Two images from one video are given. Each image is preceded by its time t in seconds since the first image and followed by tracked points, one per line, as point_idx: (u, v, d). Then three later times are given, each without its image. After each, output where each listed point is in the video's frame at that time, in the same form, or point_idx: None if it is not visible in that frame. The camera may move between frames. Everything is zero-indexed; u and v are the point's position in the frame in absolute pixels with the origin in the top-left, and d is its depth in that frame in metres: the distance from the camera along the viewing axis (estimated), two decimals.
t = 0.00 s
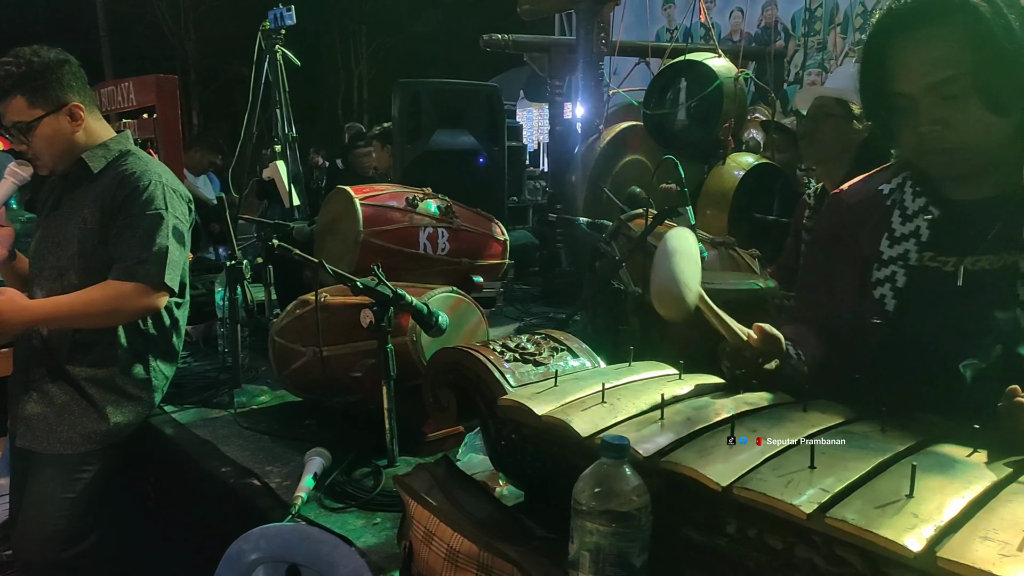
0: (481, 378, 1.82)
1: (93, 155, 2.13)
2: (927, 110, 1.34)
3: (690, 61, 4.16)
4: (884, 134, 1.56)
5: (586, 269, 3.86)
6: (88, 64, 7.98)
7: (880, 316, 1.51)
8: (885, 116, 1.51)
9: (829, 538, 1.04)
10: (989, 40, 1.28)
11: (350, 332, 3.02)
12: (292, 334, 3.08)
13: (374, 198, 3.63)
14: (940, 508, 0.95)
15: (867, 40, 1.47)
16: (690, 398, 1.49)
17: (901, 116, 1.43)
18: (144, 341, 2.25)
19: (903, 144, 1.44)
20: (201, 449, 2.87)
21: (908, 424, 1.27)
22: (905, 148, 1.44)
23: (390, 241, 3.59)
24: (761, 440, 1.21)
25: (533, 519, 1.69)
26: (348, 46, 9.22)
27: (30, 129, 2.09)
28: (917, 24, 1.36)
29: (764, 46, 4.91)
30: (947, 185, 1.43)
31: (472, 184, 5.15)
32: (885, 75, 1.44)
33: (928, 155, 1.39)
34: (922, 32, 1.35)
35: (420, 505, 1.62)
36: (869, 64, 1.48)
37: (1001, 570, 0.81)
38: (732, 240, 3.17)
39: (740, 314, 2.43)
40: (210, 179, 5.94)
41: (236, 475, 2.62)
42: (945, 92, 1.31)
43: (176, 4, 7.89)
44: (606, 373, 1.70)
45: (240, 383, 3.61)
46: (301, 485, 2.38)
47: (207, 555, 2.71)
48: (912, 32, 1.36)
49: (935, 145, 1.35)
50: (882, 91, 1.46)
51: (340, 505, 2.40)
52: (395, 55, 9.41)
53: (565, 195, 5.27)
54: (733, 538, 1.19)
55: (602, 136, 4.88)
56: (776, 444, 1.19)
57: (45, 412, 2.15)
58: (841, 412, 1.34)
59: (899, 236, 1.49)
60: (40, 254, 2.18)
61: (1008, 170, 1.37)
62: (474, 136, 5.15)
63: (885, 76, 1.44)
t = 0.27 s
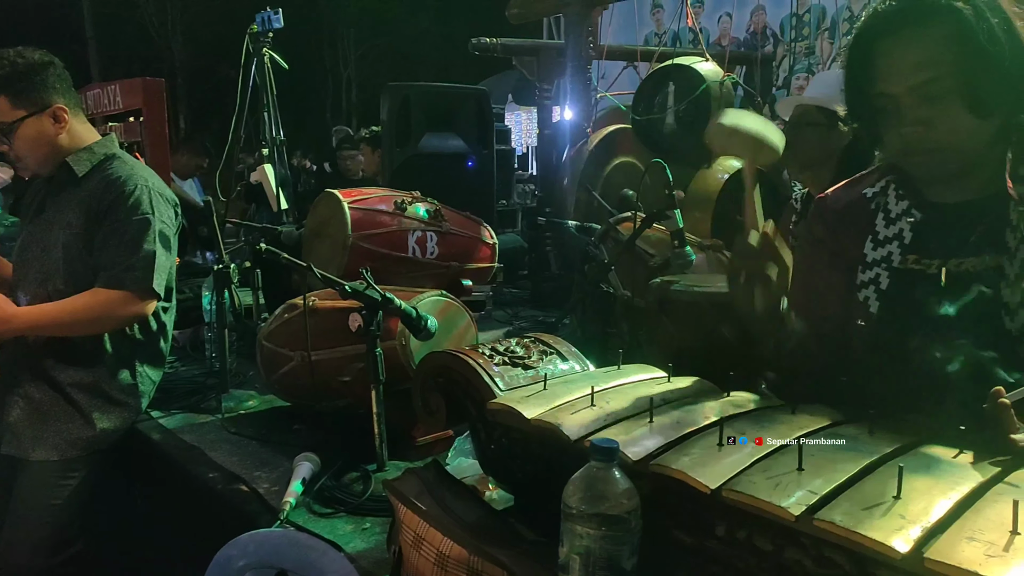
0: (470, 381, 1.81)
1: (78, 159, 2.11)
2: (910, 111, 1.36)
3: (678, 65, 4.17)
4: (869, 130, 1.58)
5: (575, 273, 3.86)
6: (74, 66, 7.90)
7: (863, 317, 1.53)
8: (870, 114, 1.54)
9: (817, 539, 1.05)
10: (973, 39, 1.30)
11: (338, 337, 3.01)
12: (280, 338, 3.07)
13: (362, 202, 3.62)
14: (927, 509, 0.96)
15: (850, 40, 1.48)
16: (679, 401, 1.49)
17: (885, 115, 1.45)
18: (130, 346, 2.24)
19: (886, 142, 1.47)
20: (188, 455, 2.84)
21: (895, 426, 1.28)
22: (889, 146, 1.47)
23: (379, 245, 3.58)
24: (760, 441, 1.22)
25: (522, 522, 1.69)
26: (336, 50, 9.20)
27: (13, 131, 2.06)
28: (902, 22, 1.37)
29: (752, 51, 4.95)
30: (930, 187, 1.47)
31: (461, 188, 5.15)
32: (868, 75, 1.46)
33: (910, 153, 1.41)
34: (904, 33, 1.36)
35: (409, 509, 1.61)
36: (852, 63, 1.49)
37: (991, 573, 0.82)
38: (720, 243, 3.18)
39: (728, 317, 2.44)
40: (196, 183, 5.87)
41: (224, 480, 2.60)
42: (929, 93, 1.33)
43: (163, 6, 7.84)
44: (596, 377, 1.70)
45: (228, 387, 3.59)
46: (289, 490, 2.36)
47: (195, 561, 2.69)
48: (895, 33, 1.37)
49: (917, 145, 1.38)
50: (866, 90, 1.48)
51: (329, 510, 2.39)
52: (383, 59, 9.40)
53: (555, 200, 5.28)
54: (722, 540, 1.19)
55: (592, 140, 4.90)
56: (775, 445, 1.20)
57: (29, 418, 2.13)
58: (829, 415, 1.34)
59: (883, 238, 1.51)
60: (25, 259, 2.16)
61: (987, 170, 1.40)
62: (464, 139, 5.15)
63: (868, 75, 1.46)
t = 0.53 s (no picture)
0: (463, 385, 1.81)
1: (66, 162, 2.11)
2: (898, 115, 1.34)
3: (669, 68, 4.19)
4: (859, 136, 1.56)
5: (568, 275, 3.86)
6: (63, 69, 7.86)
7: (855, 318, 1.55)
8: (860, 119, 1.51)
9: (810, 541, 1.05)
10: (960, 45, 1.30)
11: (330, 340, 3.00)
12: (273, 342, 3.06)
13: (355, 205, 3.62)
14: (918, 510, 0.96)
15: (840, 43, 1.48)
16: (672, 404, 1.49)
17: (873, 119, 1.43)
18: (120, 350, 2.22)
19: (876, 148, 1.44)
20: (179, 460, 2.82)
21: (886, 427, 1.28)
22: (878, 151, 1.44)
23: (371, 247, 3.57)
24: (760, 440, 1.23)
25: (516, 526, 1.68)
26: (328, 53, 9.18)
27: None
28: (889, 27, 1.37)
29: (744, 54, 4.97)
30: (919, 191, 1.47)
31: (453, 190, 5.14)
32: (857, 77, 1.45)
33: (897, 158, 1.39)
34: (894, 35, 1.36)
35: (402, 513, 1.61)
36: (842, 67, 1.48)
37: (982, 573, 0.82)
38: (712, 245, 3.18)
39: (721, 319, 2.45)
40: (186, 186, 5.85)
41: (215, 484, 2.59)
42: (916, 98, 1.32)
43: (153, 9, 7.81)
44: (588, 379, 1.70)
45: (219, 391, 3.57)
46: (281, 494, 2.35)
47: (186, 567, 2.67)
48: (884, 35, 1.37)
49: (904, 150, 1.36)
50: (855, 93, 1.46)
51: (322, 514, 2.38)
52: (376, 61, 9.39)
53: (548, 202, 5.26)
54: (715, 542, 1.19)
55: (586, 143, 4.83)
56: (775, 445, 1.21)
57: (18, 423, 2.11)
58: (821, 416, 1.35)
59: (873, 240, 1.52)
60: (13, 262, 2.14)
61: (975, 176, 1.41)
62: (456, 142, 5.15)
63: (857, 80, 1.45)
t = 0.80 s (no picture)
0: (456, 388, 1.81)
1: (55, 165, 2.09)
2: (885, 108, 1.37)
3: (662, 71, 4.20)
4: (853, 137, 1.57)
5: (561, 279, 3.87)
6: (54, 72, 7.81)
7: (847, 321, 1.56)
8: (854, 116, 1.53)
9: (802, 543, 1.05)
10: (951, 39, 1.30)
11: (323, 343, 2.99)
12: (265, 345, 3.05)
13: (347, 208, 3.61)
14: (911, 511, 0.96)
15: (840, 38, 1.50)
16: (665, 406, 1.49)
17: (865, 114, 1.46)
18: (112, 354, 2.22)
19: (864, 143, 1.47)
20: (171, 464, 2.81)
21: (878, 429, 1.29)
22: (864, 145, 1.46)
23: (364, 251, 3.57)
24: (760, 440, 1.23)
25: (510, 530, 1.68)
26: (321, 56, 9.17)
27: None
28: (881, 24, 1.39)
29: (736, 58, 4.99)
30: (911, 194, 1.47)
31: (447, 194, 5.14)
32: (854, 72, 1.48)
33: (883, 154, 1.41)
34: (888, 30, 1.38)
35: (395, 516, 1.61)
36: (840, 63, 1.51)
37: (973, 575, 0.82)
38: (706, 248, 3.19)
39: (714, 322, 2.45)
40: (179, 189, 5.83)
41: (207, 489, 2.58)
42: (901, 91, 1.34)
43: (145, 11, 7.78)
44: (582, 382, 1.70)
45: (211, 395, 3.55)
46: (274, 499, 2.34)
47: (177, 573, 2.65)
48: (879, 29, 1.39)
49: (886, 143, 1.38)
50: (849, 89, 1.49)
51: (315, 518, 2.37)
52: (369, 65, 9.38)
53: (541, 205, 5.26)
54: (708, 545, 1.19)
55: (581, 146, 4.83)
56: (772, 446, 1.22)
57: (8, 428, 2.09)
58: (813, 418, 1.35)
59: (864, 244, 1.53)
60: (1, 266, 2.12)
61: (965, 181, 1.40)
62: (449, 145, 5.15)
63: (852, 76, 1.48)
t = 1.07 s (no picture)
0: (447, 390, 1.80)
1: (42, 163, 2.06)
2: (869, 105, 1.37)
3: (652, 73, 4.21)
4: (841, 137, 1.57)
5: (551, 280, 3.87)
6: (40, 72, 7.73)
7: (834, 321, 1.56)
8: (841, 116, 1.53)
9: (792, 543, 1.06)
10: (937, 41, 1.31)
11: (313, 345, 2.97)
12: (254, 347, 3.03)
13: (337, 209, 3.60)
14: (900, 511, 0.97)
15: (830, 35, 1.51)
16: (655, 407, 1.49)
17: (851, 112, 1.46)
18: (99, 357, 2.20)
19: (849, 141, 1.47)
20: (159, 467, 2.78)
21: (868, 429, 1.29)
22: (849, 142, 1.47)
23: (354, 252, 3.56)
24: (760, 441, 1.23)
25: (500, 532, 1.68)
26: (310, 57, 9.12)
27: None
28: (870, 22, 1.39)
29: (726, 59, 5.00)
30: (898, 195, 1.48)
31: (437, 195, 5.13)
32: (842, 71, 1.48)
33: (866, 152, 1.40)
34: (876, 28, 1.38)
35: (385, 519, 1.60)
36: (829, 60, 1.51)
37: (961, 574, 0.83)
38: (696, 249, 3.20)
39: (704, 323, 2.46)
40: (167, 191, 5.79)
41: (196, 492, 2.56)
42: (888, 89, 1.34)
43: (133, 11, 7.73)
44: (573, 383, 1.70)
45: (200, 398, 3.53)
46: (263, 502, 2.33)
47: None
48: (867, 27, 1.40)
49: (874, 140, 1.37)
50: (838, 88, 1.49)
51: (305, 520, 2.36)
52: (358, 66, 9.34)
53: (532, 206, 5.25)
54: (699, 545, 1.20)
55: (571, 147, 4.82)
56: (770, 446, 1.22)
57: None
58: (803, 419, 1.36)
59: (852, 244, 1.54)
60: None
61: (951, 182, 1.41)
62: (439, 146, 5.14)
63: (840, 74, 1.48)
